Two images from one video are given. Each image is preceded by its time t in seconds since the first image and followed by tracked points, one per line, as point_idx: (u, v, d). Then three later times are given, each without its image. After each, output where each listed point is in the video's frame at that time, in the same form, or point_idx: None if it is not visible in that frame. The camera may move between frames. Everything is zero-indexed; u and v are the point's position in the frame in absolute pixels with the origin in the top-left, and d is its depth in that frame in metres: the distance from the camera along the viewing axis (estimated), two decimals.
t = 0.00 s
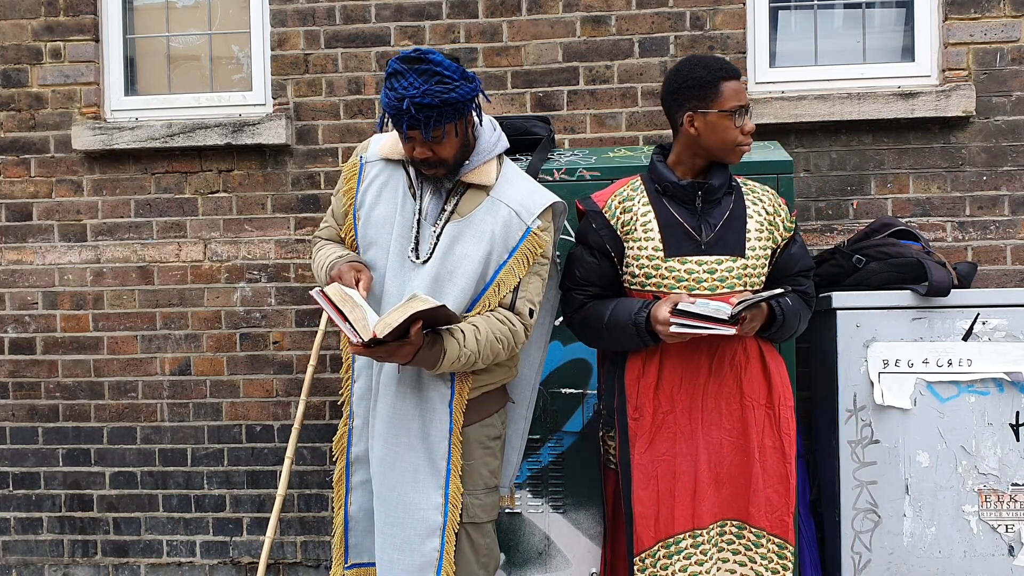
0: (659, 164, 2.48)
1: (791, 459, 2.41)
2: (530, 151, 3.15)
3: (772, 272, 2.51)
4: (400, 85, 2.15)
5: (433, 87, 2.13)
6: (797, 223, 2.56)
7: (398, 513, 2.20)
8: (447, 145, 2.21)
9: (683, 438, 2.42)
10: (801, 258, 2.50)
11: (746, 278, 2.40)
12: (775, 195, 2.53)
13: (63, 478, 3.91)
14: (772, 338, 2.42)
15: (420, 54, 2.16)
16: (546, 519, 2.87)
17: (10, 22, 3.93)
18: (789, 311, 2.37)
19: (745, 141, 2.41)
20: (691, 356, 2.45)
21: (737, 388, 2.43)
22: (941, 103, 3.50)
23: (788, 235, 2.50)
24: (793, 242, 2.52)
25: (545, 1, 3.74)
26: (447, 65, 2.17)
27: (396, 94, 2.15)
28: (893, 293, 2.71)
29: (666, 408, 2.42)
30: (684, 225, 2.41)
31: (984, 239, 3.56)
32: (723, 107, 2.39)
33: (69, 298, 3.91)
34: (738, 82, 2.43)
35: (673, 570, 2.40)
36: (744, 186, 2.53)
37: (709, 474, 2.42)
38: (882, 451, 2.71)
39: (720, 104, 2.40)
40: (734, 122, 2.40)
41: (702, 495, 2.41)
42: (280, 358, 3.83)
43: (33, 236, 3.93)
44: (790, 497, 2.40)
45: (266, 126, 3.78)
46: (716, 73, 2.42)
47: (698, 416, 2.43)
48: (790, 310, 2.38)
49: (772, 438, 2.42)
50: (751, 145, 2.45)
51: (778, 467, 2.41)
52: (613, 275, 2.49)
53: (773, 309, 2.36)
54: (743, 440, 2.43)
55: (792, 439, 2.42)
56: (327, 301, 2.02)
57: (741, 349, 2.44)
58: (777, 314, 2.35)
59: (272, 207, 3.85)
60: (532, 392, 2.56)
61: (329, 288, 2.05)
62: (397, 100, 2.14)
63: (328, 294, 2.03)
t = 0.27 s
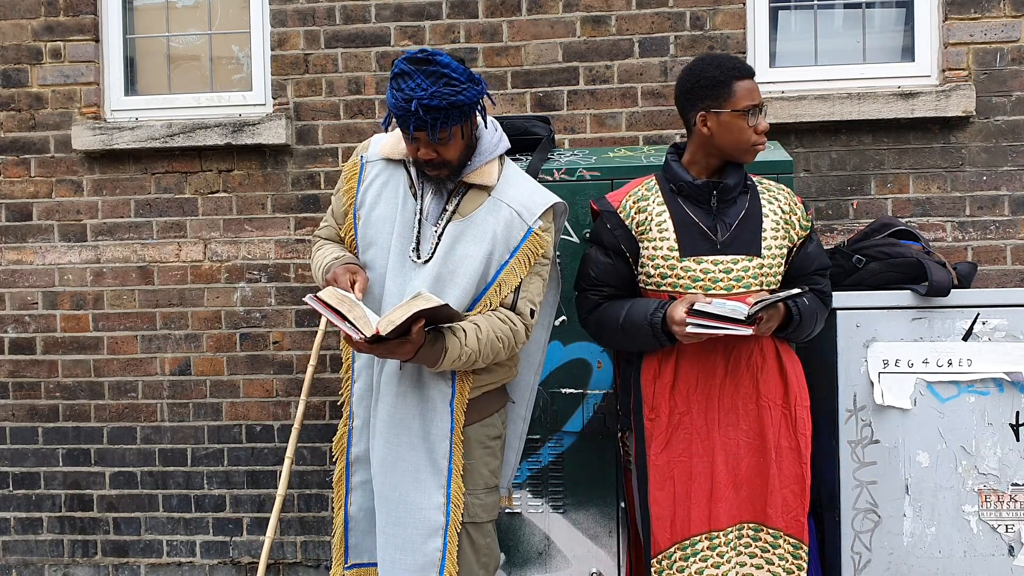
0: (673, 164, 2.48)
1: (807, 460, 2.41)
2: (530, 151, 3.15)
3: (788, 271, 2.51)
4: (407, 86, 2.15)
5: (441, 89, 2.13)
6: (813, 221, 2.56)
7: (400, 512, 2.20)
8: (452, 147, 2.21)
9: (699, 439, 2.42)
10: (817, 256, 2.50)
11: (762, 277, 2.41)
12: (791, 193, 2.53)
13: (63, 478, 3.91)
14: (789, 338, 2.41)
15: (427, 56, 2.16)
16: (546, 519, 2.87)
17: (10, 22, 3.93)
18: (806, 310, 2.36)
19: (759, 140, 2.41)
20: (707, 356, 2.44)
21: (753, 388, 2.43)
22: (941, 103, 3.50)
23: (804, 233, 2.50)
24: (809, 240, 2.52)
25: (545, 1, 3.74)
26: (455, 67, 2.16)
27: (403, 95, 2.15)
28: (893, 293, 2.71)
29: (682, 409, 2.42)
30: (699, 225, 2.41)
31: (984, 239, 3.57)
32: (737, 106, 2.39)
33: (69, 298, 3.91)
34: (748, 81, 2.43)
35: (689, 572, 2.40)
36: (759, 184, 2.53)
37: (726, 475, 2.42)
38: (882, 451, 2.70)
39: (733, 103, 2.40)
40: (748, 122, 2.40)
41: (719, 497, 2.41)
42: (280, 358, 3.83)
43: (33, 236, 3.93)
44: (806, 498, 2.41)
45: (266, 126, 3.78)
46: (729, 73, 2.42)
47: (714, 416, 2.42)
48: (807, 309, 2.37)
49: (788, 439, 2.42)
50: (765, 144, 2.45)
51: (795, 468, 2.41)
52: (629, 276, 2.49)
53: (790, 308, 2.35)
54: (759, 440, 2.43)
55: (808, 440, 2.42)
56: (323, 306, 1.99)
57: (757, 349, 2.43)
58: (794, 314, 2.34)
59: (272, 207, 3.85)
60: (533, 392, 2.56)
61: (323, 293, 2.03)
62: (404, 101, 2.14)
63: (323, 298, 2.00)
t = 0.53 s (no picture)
0: (690, 164, 2.48)
1: (825, 460, 2.40)
2: (530, 151, 3.15)
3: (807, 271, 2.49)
4: (410, 87, 2.15)
5: (445, 90, 2.13)
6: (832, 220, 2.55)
7: (401, 512, 2.21)
8: (454, 148, 2.21)
9: (716, 440, 2.41)
10: (836, 256, 2.48)
11: (779, 277, 2.40)
12: (809, 193, 2.52)
13: (63, 477, 3.91)
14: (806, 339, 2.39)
15: (431, 57, 2.16)
16: (546, 519, 2.88)
17: (10, 22, 3.93)
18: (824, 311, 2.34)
19: (776, 139, 2.41)
20: (724, 356, 2.43)
21: (770, 389, 2.42)
22: (941, 103, 3.50)
23: (823, 233, 2.48)
24: (828, 240, 2.51)
25: (545, 1, 3.74)
26: (459, 69, 2.16)
27: (406, 95, 2.14)
28: (893, 293, 2.71)
29: (699, 411, 2.41)
30: (715, 225, 2.41)
31: (984, 239, 3.57)
32: (753, 106, 2.39)
33: (69, 298, 3.91)
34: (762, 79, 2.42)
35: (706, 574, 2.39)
36: (776, 184, 2.52)
37: (743, 477, 2.41)
38: (882, 451, 2.70)
39: (749, 103, 2.40)
40: (764, 121, 2.40)
41: (737, 499, 2.40)
42: (280, 358, 3.83)
43: (33, 236, 3.93)
44: (824, 499, 2.39)
45: (266, 126, 3.78)
46: (745, 73, 2.42)
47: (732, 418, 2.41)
48: (826, 310, 2.35)
49: (806, 440, 2.41)
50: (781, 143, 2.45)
51: (813, 470, 2.40)
52: (646, 277, 2.49)
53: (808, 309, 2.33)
54: (778, 442, 2.41)
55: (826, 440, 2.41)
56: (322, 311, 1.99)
57: (774, 350, 2.42)
58: (811, 315, 2.33)
59: (272, 207, 3.85)
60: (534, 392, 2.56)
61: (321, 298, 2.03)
62: (407, 101, 2.14)
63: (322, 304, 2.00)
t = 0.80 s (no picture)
0: (704, 164, 2.48)
1: (842, 460, 2.39)
2: (530, 150, 3.15)
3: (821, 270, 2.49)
4: (408, 85, 2.15)
5: (441, 89, 2.13)
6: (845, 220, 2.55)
7: (400, 511, 2.21)
8: (451, 147, 2.21)
9: (733, 440, 2.41)
10: (850, 255, 2.49)
11: (795, 277, 2.39)
12: (822, 193, 2.52)
13: (63, 478, 3.91)
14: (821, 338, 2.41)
15: (429, 55, 2.16)
16: (546, 519, 2.88)
17: (11, 22, 3.93)
18: (839, 310, 2.36)
19: (792, 138, 2.42)
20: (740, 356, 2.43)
21: (787, 389, 2.42)
22: (941, 103, 3.50)
23: (836, 232, 2.48)
24: (841, 240, 2.51)
25: (545, 1, 3.74)
26: (456, 68, 2.16)
27: (403, 94, 2.14)
28: (893, 293, 2.71)
29: (715, 410, 2.41)
30: (730, 225, 2.41)
31: (985, 239, 3.57)
32: (768, 104, 2.40)
33: (69, 298, 3.91)
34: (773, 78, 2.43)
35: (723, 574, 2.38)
36: (789, 185, 2.53)
37: (761, 477, 2.40)
38: (882, 451, 2.70)
39: (763, 102, 2.41)
40: (779, 119, 2.40)
41: (754, 499, 2.39)
42: (280, 358, 3.83)
43: (33, 236, 3.93)
44: (842, 498, 2.38)
45: (266, 126, 3.78)
46: (757, 72, 2.43)
47: (748, 417, 2.41)
48: (840, 309, 2.36)
49: (823, 440, 2.40)
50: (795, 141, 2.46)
51: (831, 469, 2.39)
52: (660, 278, 2.49)
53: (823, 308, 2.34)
54: (795, 442, 2.40)
55: (843, 440, 2.41)
56: (320, 310, 1.99)
57: (790, 349, 2.43)
58: (826, 314, 2.34)
59: (272, 207, 3.85)
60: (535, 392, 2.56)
61: (318, 298, 2.03)
62: (404, 100, 2.14)
63: (320, 303, 2.01)
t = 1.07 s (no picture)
0: (706, 165, 2.49)
1: (849, 459, 2.39)
2: (530, 151, 3.15)
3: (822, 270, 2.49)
4: (411, 86, 2.15)
5: (445, 90, 2.13)
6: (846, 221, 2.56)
7: (403, 511, 2.21)
8: (453, 149, 2.21)
9: (738, 440, 2.41)
10: (850, 255, 2.49)
11: (797, 276, 2.40)
12: (823, 193, 2.53)
13: (63, 477, 3.91)
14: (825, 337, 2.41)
15: (433, 57, 2.16)
16: (546, 519, 2.87)
17: (11, 22, 3.93)
18: (842, 309, 2.37)
19: (792, 136, 2.43)
20: (745, 356, 2.43)
21: (792, 388, 2.42)
22: (941, 103, 3.50)
23: (838, 232, 2.49)
24: (842, 240, 2.51)
25: (545, 1, 3.74)
26: (460, 70, 2.16)
27: (406, 95, 2.14)
28: (893, 293, 2.71)
29: (720, 410, 2.42)
30: (733, 225, 2.41)
31: (985, 239, 3.57)
32: (768, 103, 2.41)
33: (69, 298, 3.91)
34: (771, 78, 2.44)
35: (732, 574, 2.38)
36: (791, 185, 2.53)
37: (768, 477, 2.40)
38: (882, 451, 2.70)
39: (763, 100, 2.41)
40: (779, 118, 2.41)
41: (762, 498, 2.39)
42: (280, 358, 3.83)
43: (33, 236, 3.93)
44: (852, 497, 2.37)
45: (266, 126, 3.78)
46: (756, 72, 2.45)
47: (754, 417, 2.41)
48: (844, 308, 2.37)
49: (829, 439, 2.40)
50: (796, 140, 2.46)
51: (839, 468, 2.38)
52: (663, 278, 2.48)
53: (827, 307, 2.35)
54: (802, 441, 2.40)
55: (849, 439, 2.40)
56: (320, 311, 1.98)
57: (795, 349, 2.43)
58: (830, 313, 2.34)
59: (272, 207, 3.85)
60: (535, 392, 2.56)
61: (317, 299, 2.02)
62: (407, 101, 2.14)
63: (319, 304, 1.99)
